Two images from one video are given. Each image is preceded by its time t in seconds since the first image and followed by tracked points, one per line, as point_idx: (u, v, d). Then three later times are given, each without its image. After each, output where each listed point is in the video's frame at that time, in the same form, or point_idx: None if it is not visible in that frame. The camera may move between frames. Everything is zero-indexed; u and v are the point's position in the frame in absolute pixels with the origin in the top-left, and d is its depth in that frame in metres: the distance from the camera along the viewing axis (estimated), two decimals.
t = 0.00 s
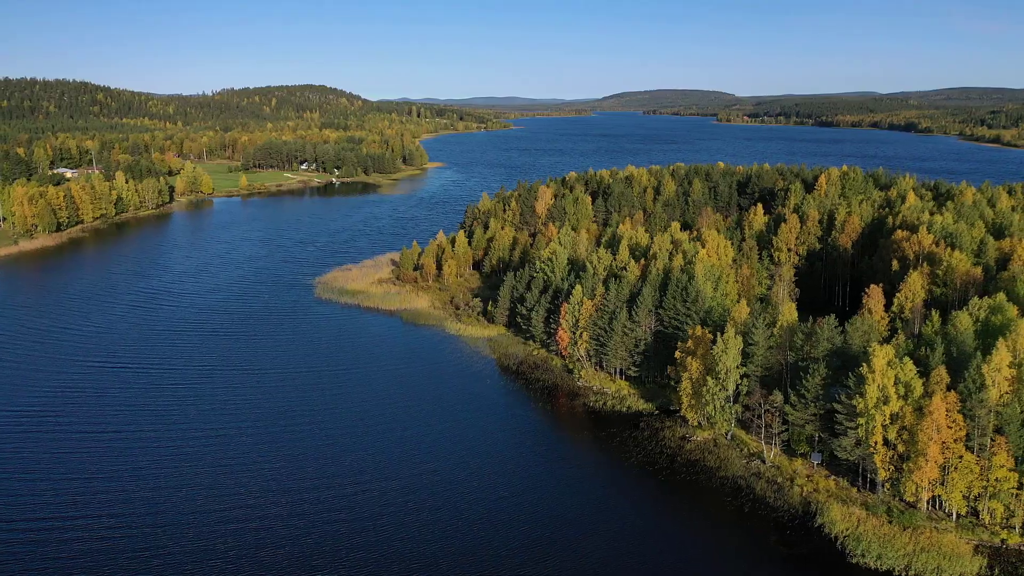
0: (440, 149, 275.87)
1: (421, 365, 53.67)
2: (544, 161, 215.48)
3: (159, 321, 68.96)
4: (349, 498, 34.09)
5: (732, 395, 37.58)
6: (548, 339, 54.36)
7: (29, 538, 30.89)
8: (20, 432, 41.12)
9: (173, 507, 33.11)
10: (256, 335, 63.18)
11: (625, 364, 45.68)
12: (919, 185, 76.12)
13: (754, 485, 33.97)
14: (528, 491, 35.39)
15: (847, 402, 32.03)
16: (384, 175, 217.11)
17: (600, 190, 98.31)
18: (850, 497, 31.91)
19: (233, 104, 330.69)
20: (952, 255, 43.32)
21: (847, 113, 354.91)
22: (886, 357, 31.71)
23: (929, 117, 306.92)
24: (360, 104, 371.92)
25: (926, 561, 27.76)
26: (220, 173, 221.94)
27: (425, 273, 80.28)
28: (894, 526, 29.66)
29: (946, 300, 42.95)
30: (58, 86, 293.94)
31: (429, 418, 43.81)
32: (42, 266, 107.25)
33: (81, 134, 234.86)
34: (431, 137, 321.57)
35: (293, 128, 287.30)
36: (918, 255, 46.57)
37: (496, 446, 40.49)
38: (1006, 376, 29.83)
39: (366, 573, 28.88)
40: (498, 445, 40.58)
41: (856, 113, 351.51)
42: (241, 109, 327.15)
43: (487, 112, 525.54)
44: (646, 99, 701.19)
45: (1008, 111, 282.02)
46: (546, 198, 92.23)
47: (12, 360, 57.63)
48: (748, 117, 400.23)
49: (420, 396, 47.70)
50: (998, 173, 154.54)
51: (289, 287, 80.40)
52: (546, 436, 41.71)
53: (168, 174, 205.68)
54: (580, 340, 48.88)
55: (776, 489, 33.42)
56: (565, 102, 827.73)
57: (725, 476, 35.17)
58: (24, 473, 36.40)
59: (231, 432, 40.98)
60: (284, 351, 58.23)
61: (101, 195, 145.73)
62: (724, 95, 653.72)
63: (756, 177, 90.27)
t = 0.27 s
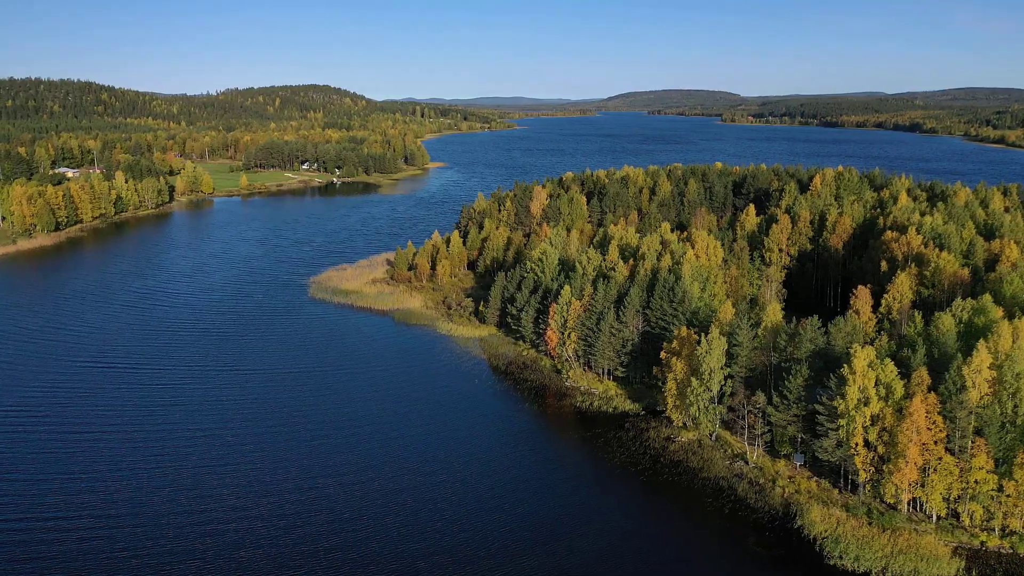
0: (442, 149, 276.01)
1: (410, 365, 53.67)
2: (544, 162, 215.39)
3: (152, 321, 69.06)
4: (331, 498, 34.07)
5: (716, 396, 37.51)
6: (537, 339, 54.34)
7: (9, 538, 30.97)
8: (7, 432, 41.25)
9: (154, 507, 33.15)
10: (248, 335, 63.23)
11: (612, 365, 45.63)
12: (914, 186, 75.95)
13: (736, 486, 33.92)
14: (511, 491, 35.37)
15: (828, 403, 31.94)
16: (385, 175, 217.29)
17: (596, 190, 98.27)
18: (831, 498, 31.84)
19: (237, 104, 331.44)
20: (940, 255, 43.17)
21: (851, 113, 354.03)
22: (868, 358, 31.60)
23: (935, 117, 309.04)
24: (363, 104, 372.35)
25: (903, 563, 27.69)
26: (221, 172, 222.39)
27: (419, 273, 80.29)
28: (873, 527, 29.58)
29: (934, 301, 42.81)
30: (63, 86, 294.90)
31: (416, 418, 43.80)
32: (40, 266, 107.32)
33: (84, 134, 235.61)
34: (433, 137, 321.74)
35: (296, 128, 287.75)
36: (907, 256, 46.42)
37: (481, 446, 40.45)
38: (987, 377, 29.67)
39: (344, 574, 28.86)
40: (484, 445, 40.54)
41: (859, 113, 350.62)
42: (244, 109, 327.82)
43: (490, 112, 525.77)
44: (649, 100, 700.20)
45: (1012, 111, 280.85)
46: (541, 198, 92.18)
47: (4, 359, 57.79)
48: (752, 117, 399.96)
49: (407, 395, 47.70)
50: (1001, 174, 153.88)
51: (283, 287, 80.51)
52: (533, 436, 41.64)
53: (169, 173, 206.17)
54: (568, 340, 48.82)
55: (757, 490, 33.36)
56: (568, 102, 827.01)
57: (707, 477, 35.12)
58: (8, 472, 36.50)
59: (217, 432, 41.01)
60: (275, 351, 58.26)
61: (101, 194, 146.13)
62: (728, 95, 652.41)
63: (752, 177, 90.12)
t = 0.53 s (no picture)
0: (445, 149, 276.22)
1: (402, 365, 53.67)
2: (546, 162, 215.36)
3: (147, 321, 69.17)
4: (316, 498, 34.06)
5: (703, 397, 37.44)
6: (529, 339, 54.35)
7: None
8: None
9: (139, 507, 33.18)
10: (242, 335, 63.28)
11: (602, 365, 45.60)
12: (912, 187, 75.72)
13: (721, 487, 33.85)
14: (497, 492, 35.36)
15: (813, 405, 31.86)
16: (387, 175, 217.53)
17: (594, 190, 98.20)
18: (815, 499, 31.77)
19: (241, 104, 332.08)
20: (931, 257, 43.05)
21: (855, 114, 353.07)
22: (853, 359, 31.50)
23: (940, 117, 307.45)
24: (367, 104, 372.56)
25: (885, 565, 27.62)
26: (223, 172, 222.84)
27: (416, 273, 80.35)
28: (856, 529, 29.52)
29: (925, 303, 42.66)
30: (68, 86, 295.93)
31: (405, 418, 43.83)
32: (39, 266, 107.47)
33: (88, 134, 236.35)
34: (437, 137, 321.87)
35: (299, 127, 288.20)
36: (899, 257, 46.27)
37: (469, 446, 40.43)
38: (971, 379, 29.53)
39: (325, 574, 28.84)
40: (472, 445, 40.52)
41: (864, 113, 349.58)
42: (248, 108, 328.57)
43: (495, 112, 526.03)
44: (654, 100, 698.81)
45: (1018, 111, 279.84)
46: (538, 199, 92.12)
47: None
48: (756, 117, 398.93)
49: (397, 395, 47.72)
50: (1006, 174, 153.24)
51: (280, 287, 80.63)
52: (521, 437, 41.60)
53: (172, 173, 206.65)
54: (559, 340, 48.80)
55: (742, 491, 33.30)
56: (579, 102, 824.43)
57: (693, 478, 35.05)
58: None
59: (206, 432, 41.05)
60: (268, 351, 58.32)
61: (102, 194, 146.50)
62: (733, 96, 650.83)
63: (749, 178, 89.93)
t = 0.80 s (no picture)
0: (450, 149, 276.37)
1: (394, 365, 53.77)
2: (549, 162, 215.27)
3: (143, 320, 69.39)
4: (301, 498, 34.11)
5: (689, 398, 37.38)
6: (521, 339, 54.35)
7: None
8: None
9: (123, 507, 33.28)
10: (236, 335, 63.41)
11: (592, 365, 45.55)
12: (909, 187, 75.46)
13: (705, 488, 33.79)
14: (481, 492, 35.36)
15: (796, 406, 31.78)
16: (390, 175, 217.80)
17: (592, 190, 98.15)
18: (799, 501, 31.68)
19: (248, 104, 333.02)
20: (921, 258, 42.86)
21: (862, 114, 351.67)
22: (836, 361, 31.41)
23: (949, 117, 308.32)
24: (372, 104, 373.04)
25: (865, 567, 27.53)
26: (227, 172, 223.57)
27: (412, 273, 80.43)
28: (838, 530, 29.45)
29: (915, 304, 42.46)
30: (76, 86, 297.39)
31: (394, 418, 43.86)
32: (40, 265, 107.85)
33: (94, 133, 237.48)
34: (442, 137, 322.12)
35: (304, 127, 288.83)
36: (889, 257, 46.09)
37: (457, 446, 40.45)
38: (954, 380, 29.39)
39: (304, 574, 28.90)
40: (460, 445, 40.53)
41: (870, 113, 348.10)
42: (254, 108, 329.59)
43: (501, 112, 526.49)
44: (659, 100, 697.42)
45: None
46: (536, 199, 92.09)
47: None
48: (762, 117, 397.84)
49: (387, 395, 47.78)
50: (1012, 175, 152.39)
51: (277, 287, 80.85)
52: (509, 437, 41.57)
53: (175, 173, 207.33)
54: (550, 340, 48.77)
55: (726, 492, 33.24)
56: (585, 102, 824.09)
57: (678, 478, 34.99)
58: None
59: (194, 432, 41.15)
60: (262, 351, 58.47)
61: (104, 194, 147.07)
62: (738, 96, 648.93)
63: (747, 178, 89.70)
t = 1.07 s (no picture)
0: (455, 149, 276.41)
1: (387, 365, 53.88)
2: (553, 162, 214.95)
3: (141, 319, 69.71)
4: (286, 499, 34.23)
5: (676, 398, 37.30)
6: (514, 339, 54.41)
7: None
8: None
9: (109, 505, 33.48)
10: (232, 335, 63.62)
11: (582, 365, 45.53)
12: (908, 188, 75.07)
13: (690, 489, 33.74)
14: (467, 492, 35.41)
15: (780, 407, 31.70)
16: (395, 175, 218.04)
17: (591, 190, 98.05)
18: (783, 502, 31.64)
19: (256, 104, 333.98)
20: (913, 259, 42.67)
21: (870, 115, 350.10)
22: (820, 362, 31.32)
23: (959, 117, 307.41)
24: (378, 104, 373.59)
25: (845, 569, 27.48)
26: (232, 171, 224.25)
27: (410, 273, 80.53)
28: (820, 532, 29.40)
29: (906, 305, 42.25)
30: (85, 85, 298.92)
31: (384, 417, 43.95)
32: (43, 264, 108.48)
33: (101, 133, 238.64)
34: (448, 137, 322.10)
35: (311, 127, 289.58)
36: (882, 258, 45.85)
37: (445, 446, 40.53)
38: (937, 382, 29.24)
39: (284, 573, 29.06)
40: (448, 445, 40.57)
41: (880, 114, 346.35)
42: (262, 108, 330.55)
43: (508, 112, 526.55)
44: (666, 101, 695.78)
45: None
46: (535, 199, 92.02)
47: None
48: (769, 118, 396.69)
49: (378, 395, 47.90)
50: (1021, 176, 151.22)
51: (275, 287, 81.15)
52: (499, 438, 41.57)
53: (181, 172, 208.24)
54: (541, 340, 48.77)
55: (710, 493, 33.20)
56: (591, 103, 823.42)
57: (663, 479, 34.95)
58: None
59: (184, 432, 41.34)
60: (257, 351, 58.70)
61: (108, 193, 147.78)
62: (746, 96, 646.50)
63: (746, 178, 89.39)
